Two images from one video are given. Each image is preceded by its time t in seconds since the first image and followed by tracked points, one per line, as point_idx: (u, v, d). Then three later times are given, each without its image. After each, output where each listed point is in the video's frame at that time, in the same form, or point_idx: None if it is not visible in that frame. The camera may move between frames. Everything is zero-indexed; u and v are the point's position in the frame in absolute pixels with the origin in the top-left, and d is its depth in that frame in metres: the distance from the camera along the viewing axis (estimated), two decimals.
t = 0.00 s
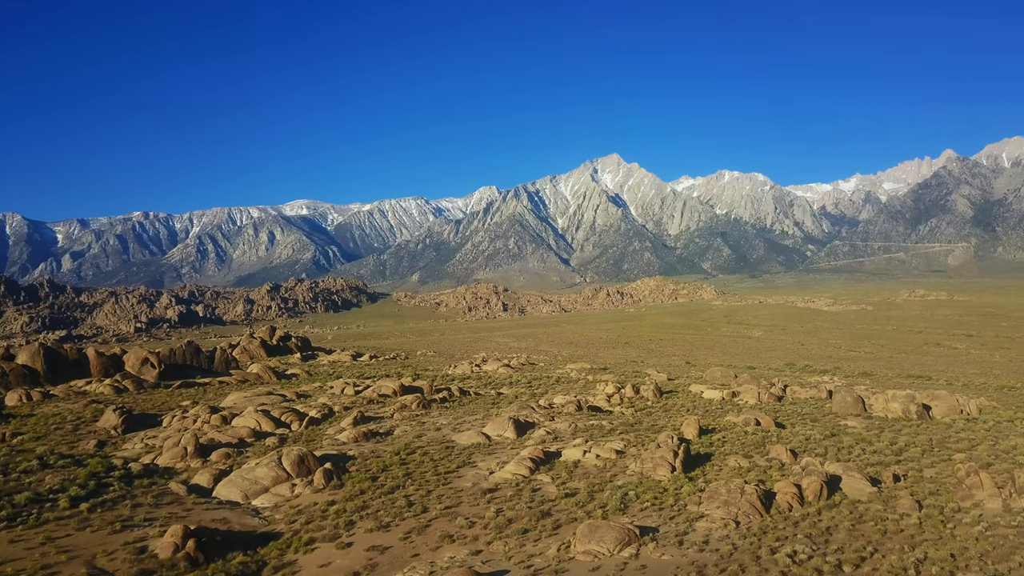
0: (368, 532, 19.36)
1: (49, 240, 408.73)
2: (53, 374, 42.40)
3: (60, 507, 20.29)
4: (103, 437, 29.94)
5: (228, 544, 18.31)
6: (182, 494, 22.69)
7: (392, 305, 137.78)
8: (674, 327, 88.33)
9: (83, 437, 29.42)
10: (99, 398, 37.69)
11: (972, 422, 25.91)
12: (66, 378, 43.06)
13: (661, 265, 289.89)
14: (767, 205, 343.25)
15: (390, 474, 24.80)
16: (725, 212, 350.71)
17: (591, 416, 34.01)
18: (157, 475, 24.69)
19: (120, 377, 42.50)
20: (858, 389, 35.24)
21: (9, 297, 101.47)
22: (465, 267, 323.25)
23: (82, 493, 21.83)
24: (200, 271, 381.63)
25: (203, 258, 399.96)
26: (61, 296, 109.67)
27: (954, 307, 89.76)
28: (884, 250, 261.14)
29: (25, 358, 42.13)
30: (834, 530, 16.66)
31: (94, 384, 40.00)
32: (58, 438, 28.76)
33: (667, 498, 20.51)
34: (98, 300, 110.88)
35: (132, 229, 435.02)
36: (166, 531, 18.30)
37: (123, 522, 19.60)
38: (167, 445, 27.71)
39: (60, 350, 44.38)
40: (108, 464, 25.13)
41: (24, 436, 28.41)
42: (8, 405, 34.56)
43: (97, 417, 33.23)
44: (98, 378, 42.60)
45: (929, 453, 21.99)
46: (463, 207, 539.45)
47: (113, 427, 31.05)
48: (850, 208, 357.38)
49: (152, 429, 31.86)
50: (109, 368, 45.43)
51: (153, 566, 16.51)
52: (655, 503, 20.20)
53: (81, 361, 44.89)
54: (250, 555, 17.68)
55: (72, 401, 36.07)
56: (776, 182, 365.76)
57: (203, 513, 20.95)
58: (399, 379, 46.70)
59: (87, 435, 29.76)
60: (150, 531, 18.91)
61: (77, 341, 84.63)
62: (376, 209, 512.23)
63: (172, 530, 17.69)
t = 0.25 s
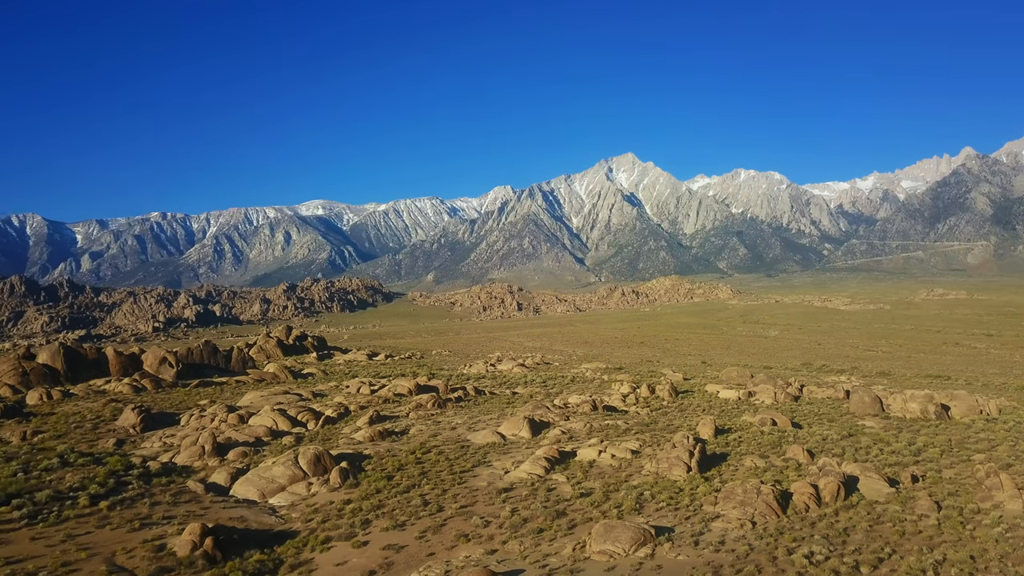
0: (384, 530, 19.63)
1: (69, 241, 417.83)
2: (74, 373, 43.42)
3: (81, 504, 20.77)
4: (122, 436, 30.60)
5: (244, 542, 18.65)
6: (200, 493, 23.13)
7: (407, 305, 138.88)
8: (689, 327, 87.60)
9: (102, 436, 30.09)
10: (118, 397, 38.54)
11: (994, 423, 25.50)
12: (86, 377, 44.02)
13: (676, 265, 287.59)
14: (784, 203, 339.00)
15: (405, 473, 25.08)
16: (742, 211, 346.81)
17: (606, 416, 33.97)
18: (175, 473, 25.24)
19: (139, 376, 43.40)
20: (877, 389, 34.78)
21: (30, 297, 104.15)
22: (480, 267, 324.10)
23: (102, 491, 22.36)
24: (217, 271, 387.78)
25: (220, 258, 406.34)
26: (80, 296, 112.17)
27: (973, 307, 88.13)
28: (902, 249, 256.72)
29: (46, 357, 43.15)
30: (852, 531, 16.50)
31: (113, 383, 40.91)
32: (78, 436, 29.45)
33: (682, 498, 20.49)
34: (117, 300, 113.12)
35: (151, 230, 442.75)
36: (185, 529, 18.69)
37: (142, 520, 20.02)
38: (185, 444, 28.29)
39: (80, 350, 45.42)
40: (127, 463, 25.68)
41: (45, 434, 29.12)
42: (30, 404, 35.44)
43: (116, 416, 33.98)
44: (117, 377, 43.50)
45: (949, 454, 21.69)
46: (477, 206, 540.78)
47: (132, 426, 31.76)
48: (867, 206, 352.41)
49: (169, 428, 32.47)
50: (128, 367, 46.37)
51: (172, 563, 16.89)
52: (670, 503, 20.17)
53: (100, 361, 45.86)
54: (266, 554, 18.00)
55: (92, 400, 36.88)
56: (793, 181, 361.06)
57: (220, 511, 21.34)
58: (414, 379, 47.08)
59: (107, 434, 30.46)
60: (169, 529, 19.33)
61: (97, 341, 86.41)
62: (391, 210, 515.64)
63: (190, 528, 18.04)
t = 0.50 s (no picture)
0: (400, 529, 19.89)
1: (90, 241, 427.60)
2: (94, 372, 44.58)
3: (100, 502, 21.30)
4: (141, 435, 31.34)
5: (261, 540, 19.03)
6: (218, 491, 23.65)
7: (422, 304, 139.93)
8: (705, 326, 86.87)
9: (120, 434, 30.80)
10: (138, 396, 39.47)
11: (1016, 423, 25.06)
12: (106, 375, 45.11)
13: (692, 264, 285.18)
14: (800, 201, 335.53)
15: (420, 473, 25.33)
16: (758, 209, 342.72)
17: (621, 416, 33.92)
18: (194, 472, 25.80)
19: (157, 375, 44.39)
20: (896, 388, 34.27)
21: (51, 297, 106.93)
22: (495, 266, 324.73)
23: (122, 489, 22.95)
24: (234, 271, 394.11)
25: (237, 258, 412.84)
26: (99, 296, 114.92)
27: (995, 306, 86.31)
28: (921, 248, 252.55)
29: (66, 356, 44.22)
30: (869, 532, 16.37)
31: (132, 382, 41.90)
32: (98, 435, 30.24)
33: (698, 499, 20.43)
34: (135, 300, 115.60)
35: (170, 230, 451.13)
36: (202, 527, 19.10)
37: (160, 518, 20.48)
38: (203, 443, 28.90)
39: (100, 349, 46.59)
40: (146, 462, 26.29)
41: (65, 433, 29.90)
42: (51, 403, 36.42)
43: (135, 414, 34.82)
44: (136, 376, 44.55)
45: (970, 455, 21.38)
46: (492, 206, 541.66)
47: (150, 424, 32.54)
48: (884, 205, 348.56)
49: (188, 427, 33.17)
50: (147, 366, 47.46)
51: (190, 562, 17.28)
52: (686, 503, 20.11)
53: (119, 360, 46.99)
54: (283, 552, 18.34)
55: (112, 399, 37.84)
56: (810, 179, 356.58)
57: (238, 510, 21.78)
58: (429, 378, 47.48)
59: (126, 433, 31.22)
60: (187, 527, 19.78)
61: (117, 340, 88.34)
62: (406, 210, 518.84)
63: (208, 526, 18.47)
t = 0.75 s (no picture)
0: (415, 528, 20.14)
1: (110, 242, 436.90)
2: (114, 371, 45.65)
3: (119, 500, 21.84)
4: (160, 433, 32.08)
5: (278, 538, 19.39)
6: (235, 490, 24.12)
7: (438, 304, 140.67)
8: (721, 326, 86.00)
9: (139, 433, 31.57)
10: (156, 395, 40.42)
11: None
12: (125, 375, 46.13)
13: (709, 263, 282.53)
14: (818, 200, 330.80)
15: (436, 472, 25.60)
16: (775, 208, 338.24)
17: (637, 416, 33.84)
18: (211, 471, 26.33)
19: (175, 374, 45.31)
20: (914, 388, 33.75)
21: (71, 297, 109.47)
22: (510, 266, 325.09)
23: (141, 487, 23.53)
24: (251, 271, 400.23)
25: (254, 258, 418.90)
26: (118, 296, 117.49)
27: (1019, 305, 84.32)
28: (940, 246, 248.29)
29: (86, 356, 45.40)
30: (888, 533, 16.21)
31: (151, 381, 42.87)
32: (116, 434, 30.97)
33: (714, 499, 20.37)
34: (153, 300, 117.84)
35: (188, 231, 459.12)
36: (219, 526, 19.53)
37: (179, 516, 20.96)
38: (221, 442, 29.51)
39: (118, 348, 47.67)
40: (164, 460, 26.89)
41: (85, 431, 30.67)
42: (71, 402, 37.40)
43: (153, 413, 35.68)
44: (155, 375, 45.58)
45: (991, 457, 21.04)
46: (507, 205, 541.99)
47: (169, 424, 33.33)
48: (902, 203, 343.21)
49: (205, 426, 33.86)
50: (164, 366, 48.46)
51: (208, 559, 17.68)
52: (702, 504, 20.06)
53: (137, 359, 48.07)
54: (300, 550, 18.68)
55: (130, 398, 38.72)
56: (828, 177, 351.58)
57: (255, 509, 22.19)
58: (444, 378, 47.81)
59: (145, 432, 31.97)
60: (205, 525, 20.24)
61: (136, 340, 90.19)
62: (421, 210, 521.59)
63: (226, 525, 18.87)
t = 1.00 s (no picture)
0: (431, 528, 20.39)
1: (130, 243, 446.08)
2: (133, 370, 46.77)
3: (138, 499, 22.40)
4: (178, 432, 32.83)
5: (294, 538, 19.76)
6: (253, 489, 24.61)
7: (453, 304, 141.41)
8: (739, 325, 85.09)
9: (158, 432, 32.36)
10: (174, 394, 41.33)
11: None
12: (144, 374, 47.22)
13: (725, 262, 279.70)
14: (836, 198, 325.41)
15: (451, 471, 25.84)
16: (792, 206, 333.78)
17: (653, 416, 33.77)
18: (229, 470, 26.92)
19: (193, 374, 46.26)
20: (934, 389, 33.17)
21: (90, 297, 112.12)
22: (525, 265, 325.04)
23: (159, 485, 24.10)
24: (267, 271, 405.98)
25: (271, 258, 424.68)
26: (136, 296, 119.97)
27: None
28: (960, 244, 243.23)
29: (106, 355, 46.58)
30: (907, 535, 16.02)
31: (169, 380, 43.84)
32: (135, 433, 31.76)
33: (731, 499, 20.29)
34: (171, 300, 120.04)
35: (206, 232, 466.89)
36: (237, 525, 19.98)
37: (196, 515, 21.45)
38: (238, 441, 30.09)
39: (137, 348, 48.83)
40: (183, 459, 27.55)
41: (104, 430, 31.50)
42: (90, 400, 38.43)
43: (171, 412, 36.49)
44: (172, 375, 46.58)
45: (1014, 459, 20.64)
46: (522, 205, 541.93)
47: (187, 422, 34.06)
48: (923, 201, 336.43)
49: (223, 425, 34.58)
50: (182, 365, 49.54)
51: (226, 557, 18.08)
52: (718, 504, 20.00)
53: (156, 358, 49.16)
54: (316, 549, 19.04)
55: (149, 397, 39.68)
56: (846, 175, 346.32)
57: (272, 507, 22.64)
58: (460, 377, 48.15)
59: (163, 430, 32.73)
60: (222, 524, 20.69)
61: (155, 339, 92.05)
62: (436, 210, 523.89)
63: (243, 523, 19.29)
